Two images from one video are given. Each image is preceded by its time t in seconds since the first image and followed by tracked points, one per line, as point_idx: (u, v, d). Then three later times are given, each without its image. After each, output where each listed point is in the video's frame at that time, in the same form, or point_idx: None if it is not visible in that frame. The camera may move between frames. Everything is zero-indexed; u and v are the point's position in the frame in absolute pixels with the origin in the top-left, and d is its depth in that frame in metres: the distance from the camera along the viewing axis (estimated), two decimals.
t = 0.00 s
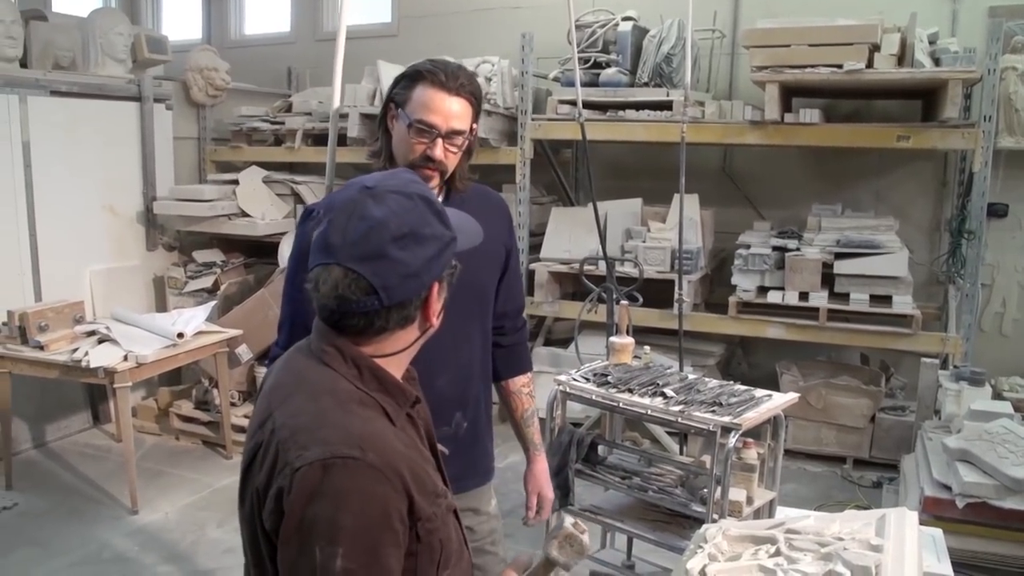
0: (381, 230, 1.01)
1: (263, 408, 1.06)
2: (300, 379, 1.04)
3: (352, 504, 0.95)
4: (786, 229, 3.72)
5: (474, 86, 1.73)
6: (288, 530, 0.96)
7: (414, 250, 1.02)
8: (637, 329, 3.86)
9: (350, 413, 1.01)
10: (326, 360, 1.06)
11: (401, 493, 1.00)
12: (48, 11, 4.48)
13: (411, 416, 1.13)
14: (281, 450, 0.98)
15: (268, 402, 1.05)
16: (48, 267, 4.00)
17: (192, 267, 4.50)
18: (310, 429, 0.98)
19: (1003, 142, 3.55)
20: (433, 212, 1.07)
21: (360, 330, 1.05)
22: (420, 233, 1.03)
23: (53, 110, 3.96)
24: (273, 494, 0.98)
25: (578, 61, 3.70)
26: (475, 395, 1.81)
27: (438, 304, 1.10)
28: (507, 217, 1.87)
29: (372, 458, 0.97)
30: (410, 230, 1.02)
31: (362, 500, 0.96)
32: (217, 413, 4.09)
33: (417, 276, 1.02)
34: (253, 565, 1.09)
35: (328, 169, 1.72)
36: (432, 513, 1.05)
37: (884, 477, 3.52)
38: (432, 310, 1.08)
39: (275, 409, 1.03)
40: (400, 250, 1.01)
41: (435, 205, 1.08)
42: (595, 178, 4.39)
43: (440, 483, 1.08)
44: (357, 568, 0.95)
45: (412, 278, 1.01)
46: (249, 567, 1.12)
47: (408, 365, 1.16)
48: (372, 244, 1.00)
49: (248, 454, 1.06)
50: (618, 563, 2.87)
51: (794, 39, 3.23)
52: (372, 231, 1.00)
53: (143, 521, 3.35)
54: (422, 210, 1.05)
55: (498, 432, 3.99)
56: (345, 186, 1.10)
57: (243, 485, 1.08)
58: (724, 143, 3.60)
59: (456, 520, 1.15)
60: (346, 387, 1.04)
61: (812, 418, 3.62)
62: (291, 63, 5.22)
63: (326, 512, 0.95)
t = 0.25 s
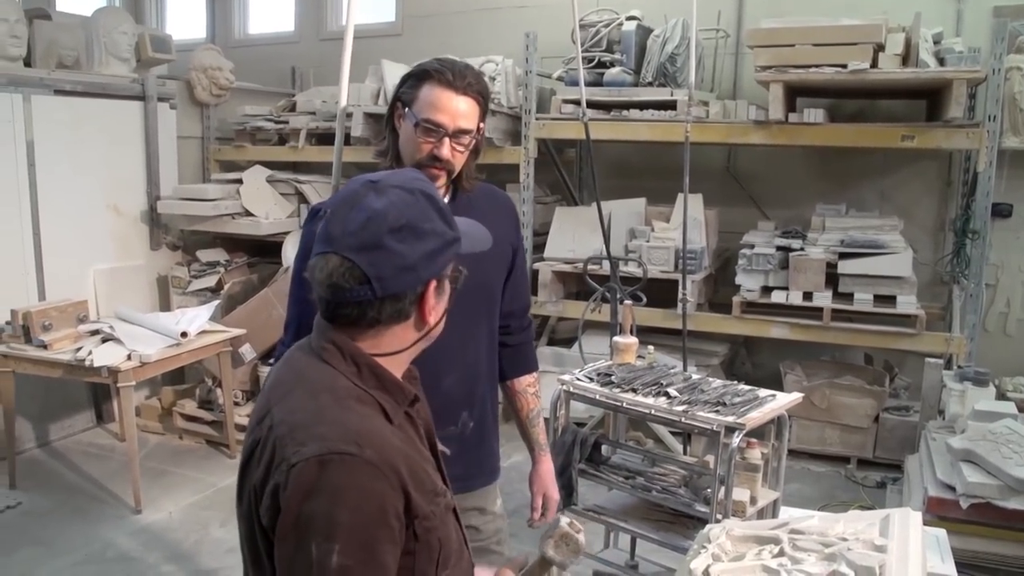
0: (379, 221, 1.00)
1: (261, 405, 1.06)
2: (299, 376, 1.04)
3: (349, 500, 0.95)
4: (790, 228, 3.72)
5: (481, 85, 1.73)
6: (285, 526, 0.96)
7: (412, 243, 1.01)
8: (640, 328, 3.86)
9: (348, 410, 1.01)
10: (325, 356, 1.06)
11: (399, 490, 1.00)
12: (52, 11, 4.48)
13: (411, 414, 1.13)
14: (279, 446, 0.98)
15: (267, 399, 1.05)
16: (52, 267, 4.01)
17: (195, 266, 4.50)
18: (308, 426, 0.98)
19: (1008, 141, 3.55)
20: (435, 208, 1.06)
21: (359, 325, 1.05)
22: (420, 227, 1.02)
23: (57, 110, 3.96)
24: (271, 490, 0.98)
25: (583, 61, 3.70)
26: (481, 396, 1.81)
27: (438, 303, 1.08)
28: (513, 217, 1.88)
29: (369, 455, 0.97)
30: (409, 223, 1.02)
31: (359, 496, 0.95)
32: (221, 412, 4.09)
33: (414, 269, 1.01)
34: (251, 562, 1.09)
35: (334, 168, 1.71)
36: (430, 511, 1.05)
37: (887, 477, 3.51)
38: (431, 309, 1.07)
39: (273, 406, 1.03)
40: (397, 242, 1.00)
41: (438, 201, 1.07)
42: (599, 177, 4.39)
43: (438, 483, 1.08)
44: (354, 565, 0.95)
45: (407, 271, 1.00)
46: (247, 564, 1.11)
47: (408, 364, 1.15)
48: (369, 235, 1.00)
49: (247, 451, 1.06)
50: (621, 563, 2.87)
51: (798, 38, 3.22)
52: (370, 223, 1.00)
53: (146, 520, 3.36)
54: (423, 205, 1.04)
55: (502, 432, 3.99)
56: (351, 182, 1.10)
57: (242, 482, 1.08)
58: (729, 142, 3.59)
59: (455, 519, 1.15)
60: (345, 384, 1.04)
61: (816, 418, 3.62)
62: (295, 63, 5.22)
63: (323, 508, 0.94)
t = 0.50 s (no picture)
0: (380, 221, 1.00)
1: (257, 400, 1.05)
2: (296, 371, 1.04)
3: (345, 493, 0.95)
4: (793, 228, 3.71)
5: (488, 86, 1.73)
6: (280, 519, 0.95)
7: (413, 244, 1.01)
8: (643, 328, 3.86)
9: (344, 404, 1.01)
10: (322, 352, 1.06)
11: (394, 484, 1.00)
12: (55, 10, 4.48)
13: (409, 411, 1.13)
14: (275, 440, 0.97)
15: (263, 394, 1.04)
16: (55, 267, 4.01)
17: (198, 266, 4.50)
18: (304, 419, 0.98)
19: (1011, 141, 3.54)
20: (435, 209, 1.07)
21: (358, 323, 1.05)
22: (421, 227, 1.03)
23: (60, 109, 3.97)
24: (266, 483, 0.97)
25: (586, 60, 3.70)
26: (486, 395, 1.81)
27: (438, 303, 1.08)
28: (519, 217, 1.87)
29: (365, 448, 0.97)
30: (410, 223, 1.02)
31: (355, 489, 0.95)
32: (224, 412, 4.09)
33: (414, 269, 1.01)
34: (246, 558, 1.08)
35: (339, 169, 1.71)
36: (425, 508, 1.05)
37: (891, 477, 3.51)
38: (431, 309, 1.07)
39: (268, 401, 1.03)
40: (398, 242, 1.00)
41: (438, 202, 1.07)
42: (602, 177, 4.39)
43: (434, 480, 1.08)
44: (349, 558, 0.94)
45: (408, 271, 1.01)
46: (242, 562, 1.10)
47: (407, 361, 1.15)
48: (370, 234, 1.00)
49: (242, 445, 1.05)
50: (624, 563, 2.87)
51: (801, 38, 3.22)
52: (371, 222, 1.00)
53: (148, 520, 3.36)
54: (424, 205, 1.05)
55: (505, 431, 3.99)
56: (352, 182, 1.10)
57: (237, 477, 1.07)
58: (732, 142, 3.59)
59: (451, 517, 1.15)
60: (341, 379, 1.04)
61: (819, 418, 3.62)
62: (298, 62, 5.22)
63: (319, 501, 0.94)
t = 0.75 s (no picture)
0: (381, 227, 1.00)
1: (257, 398, 1.05)
2: (294, 370, 1.04)
3: (336, 496, 0.95)
4: (795, 228, 3.71)
5: (492, 86, 1.73)
6: (272, 519, 0.95)
7: (413, 248, 1.01)
8: (644, 328, 3.86)
9: (340, 405, 1.01)
10: (322, 352, 1.06)
11: (387, 488, 1.00)
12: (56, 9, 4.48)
13: (410, 410, 1.12)
14: (270, 439, 0.98)
15: (262, 393, 1.04)
16: (55, 266, 4.01)
17: (199, 265, 4.50)
18: (298, 419, 0.98)
19: (1012, 141, 3.54)
20: (435, 210, 1.06)
21: (359, 327, 1.04)
22: (421, 231, 1.02)
23: (62, 108, 3.97)
24: (260, 482, 0.98)
25: (587, 60, 3.70)
26: (490, 394, 1.82)
27: (438, 305, 1.08)
28: (522, 216, 1.88)
29: (358, 451, 0.97)
30: (410, 228, 1.02)
31: (347, 491, 0.95)
32: (225, 411, 4.09)
33: (416, 275, 1.01)
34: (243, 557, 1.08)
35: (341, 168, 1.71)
36: (420, 512, 1.05)
37: (892, 477, 3.51)
38: (432, 310, 1.07)
39: (267, 399, 1.03)
40: (399, 248, 1.00)
41: (438, 203, 1.07)
42: (603, 177, 4.39)
43: (431, 483, 1.08)
44: (339, 562, 0.94)
45: (410, 277, 1.01)
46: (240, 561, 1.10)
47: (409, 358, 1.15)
48: (371, 240, 0.99)
49: (241, 442, 1.05)
50: (625, 563, 2.87)
51: (803, 38, 3.22)
52: (372, 228, 1.00)
53: (149, 520, 3.36)
54: (423, 207, 1.05)
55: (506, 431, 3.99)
56: (351, 183, 1.10)
57: (235, 475, 1.07)
58: (733, 142, 3.59)
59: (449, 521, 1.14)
60: (339, 379, 1.04)
61: (821, 418, 3.62)
62: (299, 61, 5.22)
63: (310, 502, 0.94)
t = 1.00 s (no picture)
0: (368, 226, 1.00)
1: (252, 404, 1.05)
2: (287, 377, 1.04)
3: (324, 506, 0.94)
4: (795, 227, 3.72)
5: (496, 85, 1.74)
6: (261, 528, 0.95)
7: (400, 250, 1.00)
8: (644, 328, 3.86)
9: (330, 413, 1.00)
10: (317, 358, 1.06)
11: (377, 497, 0.99)
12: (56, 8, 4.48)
13: (406, 415, 1.12)
14: (261, 448, 0.97)
15: (256, 399, 1.04)
16: (55, 266, 4.01)
17: (199, 265, 4.50)
18: (288, 428, 0.97)
19: (1012, 141, 3.54)
20: (430, 212, 1.05)
21: (351, 328, 1.05)
22: (411, 233, 1.02)
23: (62, 108, 3.97)
24: (251, 490, 0.98)
25: (587, 60, 3.70)
26: (491, 394, 1.82)
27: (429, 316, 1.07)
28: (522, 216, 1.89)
29: (346, 461, 0.96)
30: (400, 229, 1.01)
31: (334, 502, 0.95)
32: (224, 411, 4.09)
33: (402, 277, 1.01)
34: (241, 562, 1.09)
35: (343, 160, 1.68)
36: (413, 519, 1.05)
37: (892, 476, 3.51)
38: (423, 315, 1.06)
39: (261, 406, 1.03)
40: (386, 249, 1.00)
41: (434, 205, 1.06)
42: (603, 176, 4.39)
43: (425, 489, 1.08)
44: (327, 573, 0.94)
45: (395, 278, 1.00)
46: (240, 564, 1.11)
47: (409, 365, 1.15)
48: (358, 240, 1.00)
49: (237, 447, 1.05)
50: (625, 563, 2.87)
51: (803, 37, 3.22)
52: (360, 227, 1.00)
53: (149, 520, 3.36)
54: (418, 210, 1.04)
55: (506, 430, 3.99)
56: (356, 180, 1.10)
57: (232, 480, 1.07)
58: (733, 141, 3.59)
59: (447, 526, 1.14)
60: (332, 386, 1.03)
61: (821, 417, 3.62)
62: (299, 60, 5.22)
63: (298, 513, 0.94)
